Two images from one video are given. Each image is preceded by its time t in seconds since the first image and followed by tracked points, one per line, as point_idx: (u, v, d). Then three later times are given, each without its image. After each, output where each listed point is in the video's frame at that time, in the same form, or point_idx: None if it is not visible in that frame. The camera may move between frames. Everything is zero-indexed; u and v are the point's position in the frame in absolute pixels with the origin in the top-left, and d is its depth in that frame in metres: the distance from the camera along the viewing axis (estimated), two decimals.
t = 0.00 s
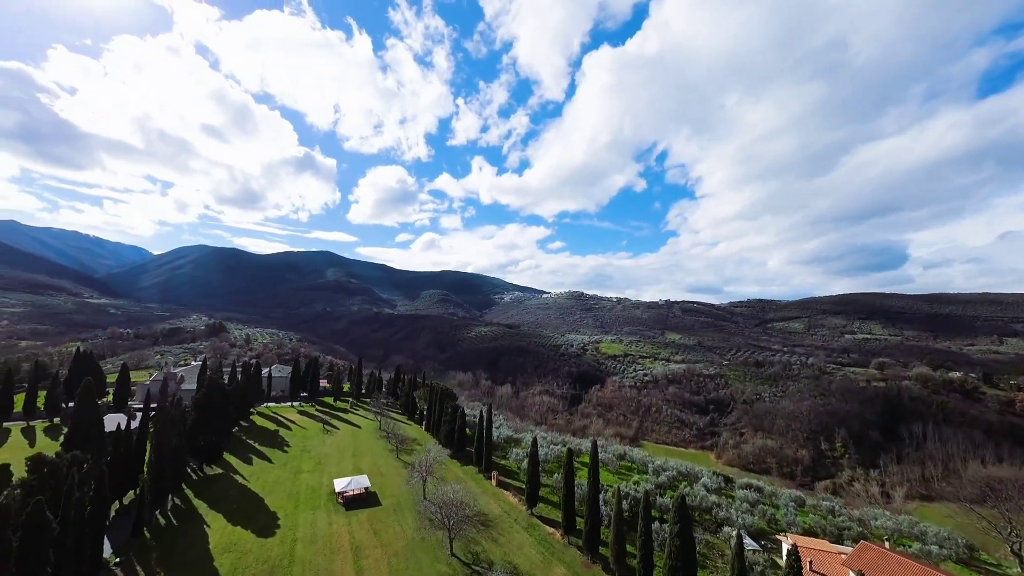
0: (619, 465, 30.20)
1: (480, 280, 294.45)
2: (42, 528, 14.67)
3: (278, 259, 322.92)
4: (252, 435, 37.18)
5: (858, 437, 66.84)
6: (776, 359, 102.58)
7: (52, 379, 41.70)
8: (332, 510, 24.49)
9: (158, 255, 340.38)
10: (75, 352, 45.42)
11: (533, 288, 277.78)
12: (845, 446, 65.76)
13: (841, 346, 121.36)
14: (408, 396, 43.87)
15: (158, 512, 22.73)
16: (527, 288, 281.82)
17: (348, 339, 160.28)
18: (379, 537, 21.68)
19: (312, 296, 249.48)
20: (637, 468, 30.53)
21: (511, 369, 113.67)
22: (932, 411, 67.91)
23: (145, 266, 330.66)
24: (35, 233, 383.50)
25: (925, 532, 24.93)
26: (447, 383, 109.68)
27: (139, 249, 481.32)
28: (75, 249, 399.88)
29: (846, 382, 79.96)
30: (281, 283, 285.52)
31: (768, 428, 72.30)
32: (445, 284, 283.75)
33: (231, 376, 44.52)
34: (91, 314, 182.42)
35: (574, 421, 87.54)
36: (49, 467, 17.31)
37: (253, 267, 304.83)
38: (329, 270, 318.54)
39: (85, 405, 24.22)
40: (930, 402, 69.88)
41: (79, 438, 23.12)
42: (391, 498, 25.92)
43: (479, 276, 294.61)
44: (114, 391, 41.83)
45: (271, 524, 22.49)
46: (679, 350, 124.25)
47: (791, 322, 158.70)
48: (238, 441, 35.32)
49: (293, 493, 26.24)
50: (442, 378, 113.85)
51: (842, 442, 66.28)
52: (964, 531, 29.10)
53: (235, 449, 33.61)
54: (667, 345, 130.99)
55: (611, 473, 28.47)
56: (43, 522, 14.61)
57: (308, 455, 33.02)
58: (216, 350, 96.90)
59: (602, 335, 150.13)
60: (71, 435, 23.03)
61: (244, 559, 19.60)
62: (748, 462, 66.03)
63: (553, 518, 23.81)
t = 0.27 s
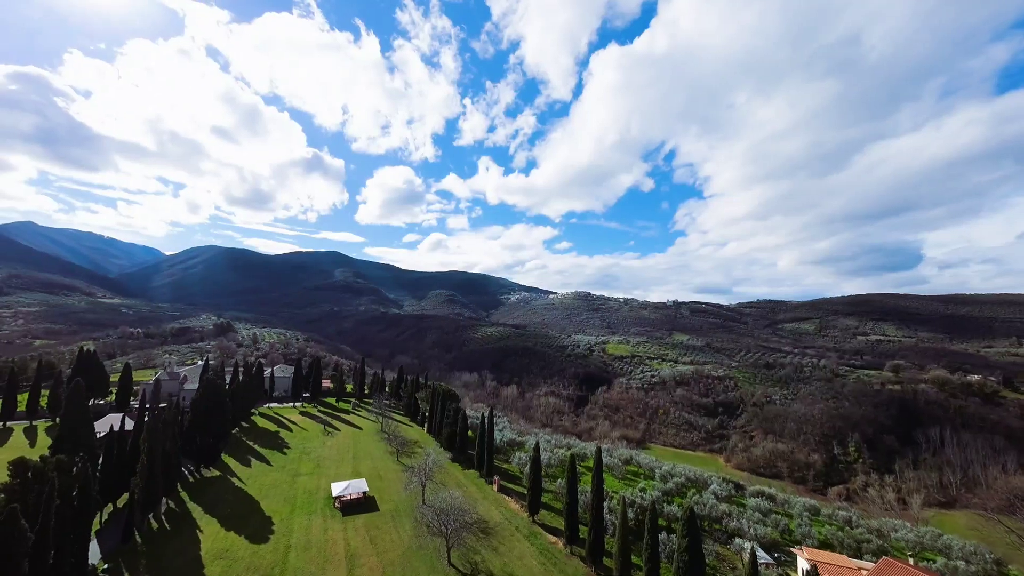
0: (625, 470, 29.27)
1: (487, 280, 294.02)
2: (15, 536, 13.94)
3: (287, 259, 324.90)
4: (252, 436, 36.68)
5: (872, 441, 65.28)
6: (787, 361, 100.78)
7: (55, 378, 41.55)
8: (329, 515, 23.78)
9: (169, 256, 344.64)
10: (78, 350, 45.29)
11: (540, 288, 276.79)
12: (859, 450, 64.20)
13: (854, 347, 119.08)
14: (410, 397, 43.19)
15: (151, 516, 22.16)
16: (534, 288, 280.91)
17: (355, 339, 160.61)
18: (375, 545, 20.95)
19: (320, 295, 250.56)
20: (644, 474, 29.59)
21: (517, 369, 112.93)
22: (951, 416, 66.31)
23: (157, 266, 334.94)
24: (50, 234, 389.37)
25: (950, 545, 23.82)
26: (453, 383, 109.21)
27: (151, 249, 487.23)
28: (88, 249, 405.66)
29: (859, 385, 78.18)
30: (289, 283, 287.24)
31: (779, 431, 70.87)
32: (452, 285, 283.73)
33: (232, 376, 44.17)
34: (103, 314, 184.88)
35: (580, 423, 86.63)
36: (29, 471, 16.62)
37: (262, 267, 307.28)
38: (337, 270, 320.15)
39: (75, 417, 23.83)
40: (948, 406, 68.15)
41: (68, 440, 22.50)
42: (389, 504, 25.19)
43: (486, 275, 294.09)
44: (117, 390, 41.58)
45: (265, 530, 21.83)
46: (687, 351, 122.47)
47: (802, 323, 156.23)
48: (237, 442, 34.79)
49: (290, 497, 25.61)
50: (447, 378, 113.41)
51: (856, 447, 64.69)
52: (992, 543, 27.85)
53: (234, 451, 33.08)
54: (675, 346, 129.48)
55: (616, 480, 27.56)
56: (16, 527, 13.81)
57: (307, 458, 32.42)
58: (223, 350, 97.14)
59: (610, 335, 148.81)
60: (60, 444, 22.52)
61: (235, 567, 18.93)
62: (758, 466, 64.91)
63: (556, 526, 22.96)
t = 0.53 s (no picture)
0: (631, 476, 28.25)
1: (494, 279, 293.45)
2: None
3: (296, 258, 327.03)
4: (252, 436, 36.12)
5: (888, 445, 63.56)
6: (799, 361, 98.85)
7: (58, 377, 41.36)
8: (325, 521, 22.98)
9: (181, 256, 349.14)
10: (82, 349, 45.09)
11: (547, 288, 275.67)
12: (875, 454, 62.47)
13: (868, 348, 116.56)
14: (412, 398, 42.49)
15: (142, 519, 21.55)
16: (542, 288, 279.80)
17: (362, 337, 160.96)
18: (370, 553, 20.16)
19: (328, 294, 251.74)
20: (651, 480, 28.57)
21: (523, 369, 112.11)
22: (971, 420, 64.70)
23: (169, 266, 339.41)
24: (65, 234, 395.89)
25: (978, 559, 22.60)
26: (459, 383, 108.65)
27: (163, 249, 493.73)
28: (102, 249, 411.95)
29: (874, 387, 76.22)
30: (298, 283, 289.16)
31: (791, 434, 69.32)
32: (459, 284, 283.67)
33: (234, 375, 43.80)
34: (116, 312, 187.48)
35: (587, 423, 85.63)
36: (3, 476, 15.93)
37: (271, 266, 309.86)
38: (345, 269, 321.79)
39: (65, 421, 23.40)
40: (968, 410, 66.42)
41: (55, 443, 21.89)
42: (387, 509, 24.39)
43: (493, 275, 293.46)
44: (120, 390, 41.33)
45: (258, 536, 21.13)
46: (696, 351, 120.61)
47: (814, 323, 153.48)
48: (236, 442, 34.21)
49: (286, 500, 24.96)
50: (454, 377, 112.90)
51: (871, 451, 62.96)
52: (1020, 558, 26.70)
53: (232, 451, 32.48)
54: (684, 346, 127.78)
55: (622, 486, 26.55)
56: None
57: (306, 460, 31.76)
58: (230, 349, 97.49)
59: (617, 335, 147.41)
60: (48, 447, 22.03)
61: None
62: (770, 470, 63.83)
63: (559, 535, 22.05)
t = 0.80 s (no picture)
0: (637, 481, 27.33)
1: (501, 279, 292.93)
2: None
3: (304, 257, 328.93)
4: (252, 436, 35.65)
5: (903, 449, 61.93)
6: (810, 363, 97.00)
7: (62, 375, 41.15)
8: (320, 525, 22.27)
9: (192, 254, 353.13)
10: (85, 347, 44.88)
11: (554, 288, 274.56)
12: (889, 459, 60.85)
13: (881, 349, 114.23)
14: (415, 398, 41.79)
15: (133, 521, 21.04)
16: (549, 287, 278.74)
17: (369, 336, 161.25)
18: (364, 560, 19.46)
19: (336, 293, 252.73)
20: (658, 486, 27.60)
21: (529, 369, 111.33)
22: (991, 425, 62.92)
23: (181, 265, 343.55)
24: (79, 232, 402.12)
25: None
26: (465, 382, 108.13)
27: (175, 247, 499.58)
28: (115, 247, 417.78)
29: (889, 390, 74.39)
30: (306, 281, 290.78)
31: (802, 438, 67.85)
32: (466, 283, 283.65)
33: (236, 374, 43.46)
34: (128, 310, 189.80)
35: (592, 425, 84.76)
36: None
37: (280, 265, 312.14)
38: (353, 268, 323.28)
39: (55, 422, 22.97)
40: (987, 415, 64.58)
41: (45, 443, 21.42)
42: (384, 513, 23.68)
43: (500, 274, 292.67)
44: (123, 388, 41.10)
45: (249, 541, 20.45)
46: (704, 352, 118.89)
47: (826, 324, 150.95)
48: (235, 442, 33.64)
49: (281, 503, 24.34)
50: (459, 376, 112.51)
51: (886, 455, 61.33)
52: None
53: (230, 451, 31.89)
54: (692, 347, 126.28)
55: (628, 492, 25.65)
56: None
57: (305, 461, 31.19)
58: (237, 347, 97.89)
59: (624, 335, 146.08)
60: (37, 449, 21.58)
61: None
62: (780, 474, 62.64)
63: (560, 543, 21.24)
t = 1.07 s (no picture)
0: (643, 485, 26.45)
1: (507, 277, 292.23)
2: None
3: (312, 256, 330.49)
4: (252, 436, 35.19)
5: (918, 452, 60.42)
6: (821, 363, 95.22)
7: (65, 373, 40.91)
8: (315, 529, 21.62)
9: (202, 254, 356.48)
10: (88, 345, 44.51)
11: (561, 286, 273.36)
12: (904, 462, 59.39)
13: (895, 349, 111.99)
14: (417, 398, 41.17)
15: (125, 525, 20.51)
16: (555, 286, 277.50)
17: (375, 334, 161.42)
18: (359, 568, 18.77)
19: (342, 292, 253.56)
20: (665, 490, 26.69)
21: (535, 368, 110.59)
22: (1010, 427, 61.23)
23: (191, 264, 347.00)
24: (91, 232, 407.54)
25: None
26: (470, 380, 107.69)
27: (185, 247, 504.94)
28: (127, 247, 422.96)
29: (904, 391, 72.67)
30: (313, 280, 292.00)
31: (813, 439, 66.54)
32: (472, 282, 283.35)
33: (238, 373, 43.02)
34: (139, 308, 191.98)
35: (598, 425, 83.92)
36: None
37: (288, 263, 313.97)
38: (360, 267, 324.43)
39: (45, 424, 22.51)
40: (1007, 417, 62.80)
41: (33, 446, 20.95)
42: (381, 518, 22.99)
43: (506, 272, 291.80)
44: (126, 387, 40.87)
45: (242, 546, 19.83)
46: (712, 351, 117.33)
47: (837, 323, 148.49)
48: (234, 442, 33.16)
49: (277, 506, 23.74)
50: (465, 375, 112.09)
51: (901, 458, 59.87)
52: None
53: (228, 451, 31.40)
54: (700, 346, 124.71)
55: (633, 497, 24.79)
56: None
57: (304, 462, 30.64)
58: (244, 345, 98.13)
59: (631, 334, 144.83)
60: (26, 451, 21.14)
61: None
62: (790, 476, 61.48)
63: (562, 550, 20.46)
